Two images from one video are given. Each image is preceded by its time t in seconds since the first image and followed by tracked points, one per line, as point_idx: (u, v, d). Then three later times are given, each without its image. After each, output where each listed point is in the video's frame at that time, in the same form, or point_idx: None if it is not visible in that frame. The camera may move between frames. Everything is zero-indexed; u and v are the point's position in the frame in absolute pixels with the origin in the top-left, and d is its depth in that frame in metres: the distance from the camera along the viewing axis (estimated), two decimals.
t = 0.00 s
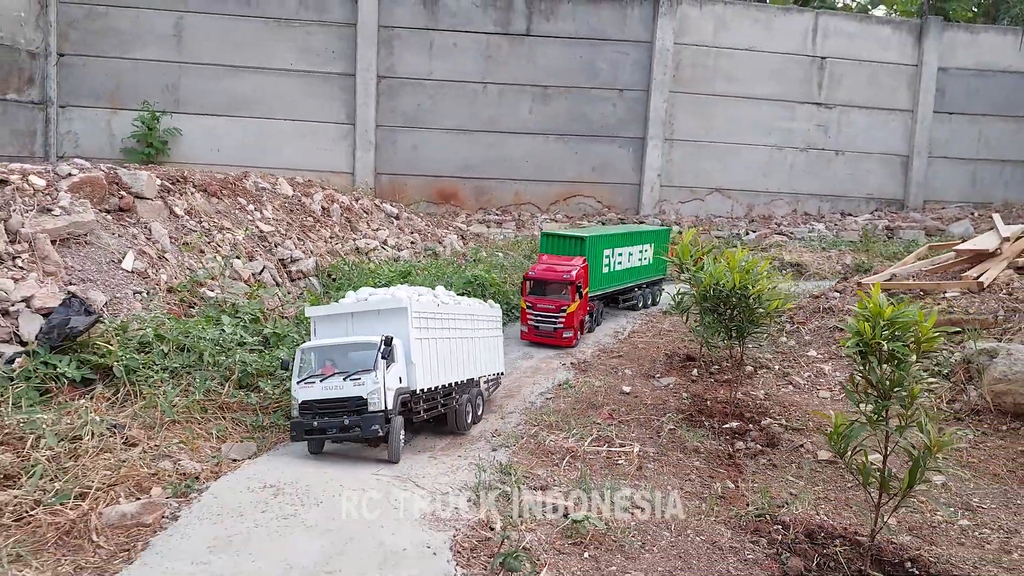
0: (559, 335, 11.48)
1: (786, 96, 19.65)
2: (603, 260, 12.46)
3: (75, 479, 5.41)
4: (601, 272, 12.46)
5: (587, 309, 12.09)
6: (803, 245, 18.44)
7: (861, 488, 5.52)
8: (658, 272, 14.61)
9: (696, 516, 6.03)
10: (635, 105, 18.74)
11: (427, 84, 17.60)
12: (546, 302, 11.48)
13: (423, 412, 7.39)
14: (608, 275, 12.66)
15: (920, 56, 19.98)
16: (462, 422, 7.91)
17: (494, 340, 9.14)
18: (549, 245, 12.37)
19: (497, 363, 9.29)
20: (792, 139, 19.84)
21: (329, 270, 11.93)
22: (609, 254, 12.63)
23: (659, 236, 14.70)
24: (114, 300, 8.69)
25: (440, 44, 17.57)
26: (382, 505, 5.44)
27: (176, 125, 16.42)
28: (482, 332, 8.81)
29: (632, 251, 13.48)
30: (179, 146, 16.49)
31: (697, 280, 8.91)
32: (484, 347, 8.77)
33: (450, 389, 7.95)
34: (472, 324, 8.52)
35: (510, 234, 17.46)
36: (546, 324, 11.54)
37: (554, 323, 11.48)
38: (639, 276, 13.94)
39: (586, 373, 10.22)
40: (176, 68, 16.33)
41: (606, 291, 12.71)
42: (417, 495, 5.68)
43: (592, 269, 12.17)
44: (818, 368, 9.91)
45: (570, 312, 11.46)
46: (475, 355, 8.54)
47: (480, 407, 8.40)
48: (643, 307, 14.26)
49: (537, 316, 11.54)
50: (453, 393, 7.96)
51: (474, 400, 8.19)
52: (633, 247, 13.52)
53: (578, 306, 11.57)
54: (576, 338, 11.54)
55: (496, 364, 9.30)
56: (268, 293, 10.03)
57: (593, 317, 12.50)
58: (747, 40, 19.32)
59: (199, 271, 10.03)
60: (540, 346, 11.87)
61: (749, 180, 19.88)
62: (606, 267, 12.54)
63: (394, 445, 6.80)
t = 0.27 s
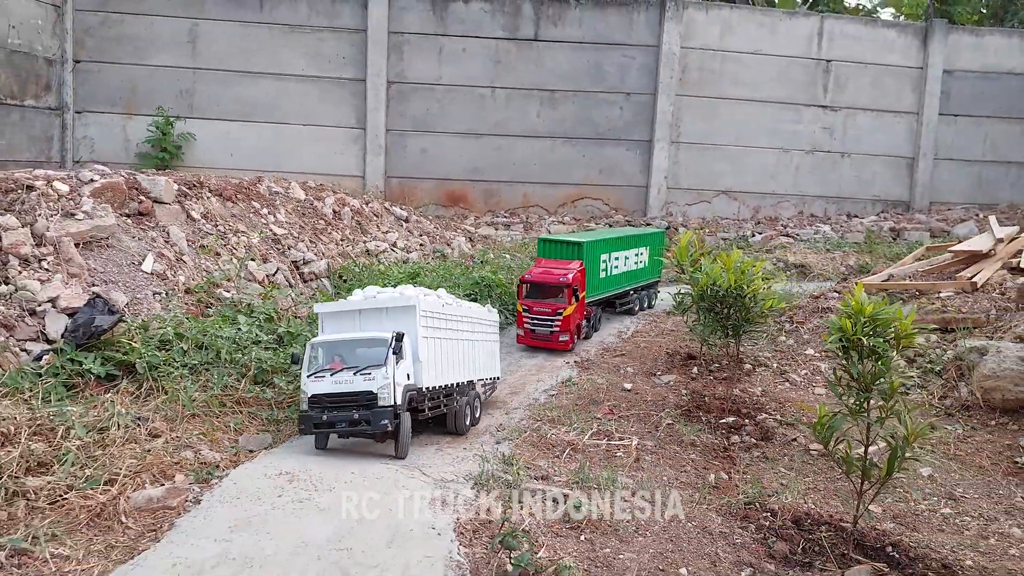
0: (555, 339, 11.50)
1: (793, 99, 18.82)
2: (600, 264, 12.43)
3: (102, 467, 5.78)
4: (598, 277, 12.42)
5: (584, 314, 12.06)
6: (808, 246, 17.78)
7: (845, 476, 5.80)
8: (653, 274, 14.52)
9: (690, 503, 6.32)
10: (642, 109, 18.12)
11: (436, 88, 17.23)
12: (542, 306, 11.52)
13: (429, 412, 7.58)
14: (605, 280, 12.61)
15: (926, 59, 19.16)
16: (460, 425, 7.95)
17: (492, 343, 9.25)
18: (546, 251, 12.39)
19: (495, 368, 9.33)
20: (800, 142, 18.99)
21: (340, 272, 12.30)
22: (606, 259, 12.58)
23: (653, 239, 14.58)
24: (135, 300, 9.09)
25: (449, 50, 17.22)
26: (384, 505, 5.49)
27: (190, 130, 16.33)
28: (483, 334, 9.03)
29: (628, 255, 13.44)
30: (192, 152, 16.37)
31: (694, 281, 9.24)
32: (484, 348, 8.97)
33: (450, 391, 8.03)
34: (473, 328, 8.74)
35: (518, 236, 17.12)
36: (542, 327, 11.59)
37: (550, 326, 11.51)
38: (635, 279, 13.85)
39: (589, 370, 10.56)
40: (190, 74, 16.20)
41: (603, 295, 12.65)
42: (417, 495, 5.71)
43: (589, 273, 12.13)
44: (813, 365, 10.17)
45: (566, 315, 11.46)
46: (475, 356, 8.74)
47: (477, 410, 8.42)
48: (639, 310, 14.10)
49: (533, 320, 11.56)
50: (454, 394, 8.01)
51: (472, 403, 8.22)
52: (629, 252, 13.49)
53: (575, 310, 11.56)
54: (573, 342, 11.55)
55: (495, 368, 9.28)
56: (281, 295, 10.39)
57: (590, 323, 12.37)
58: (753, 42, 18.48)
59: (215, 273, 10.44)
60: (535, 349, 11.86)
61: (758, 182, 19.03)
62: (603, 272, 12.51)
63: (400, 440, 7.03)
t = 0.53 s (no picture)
0: (553, 344, 11.35)
1: (801, 103, 18.71)
2: (599, 269, 12.29)
3: (127, 454, 6.08)
4: (597, 281, 12.28)
5: (583, 318, 11.91)
6: (814, 249, 17.57)
7: (835, 465, 6.05)
8: (648, 277, 14.33)
9: (688, 492, 6.56)
10: (651, 113, 18.14)
11: (446, 93, 17.30)
12: (541, 310, 11.37)
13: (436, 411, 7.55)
14: (604, 284, 12.47)
15: (933, 62, 18.90)
16: (462, 424, 7.98)
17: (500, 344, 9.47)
18: (544, 255, 12.23)
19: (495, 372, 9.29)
20: (808, 145, 18.91)
21: (352, 273, 12.61)
22: (605, 264, 12.45)
23: (649, 241, 14.43)
24: (154, 299, 9.41)
25: (460, 55, 17.24)
26: (384, 506, 5.49)
27: (204, 135, 16.45)
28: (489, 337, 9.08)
29: (628, 259, 13.31)
30: (206, 156, 16.51)
31: (695, 281, 9.48)
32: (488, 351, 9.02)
33: (456, 391, 8.06)
34: (480, 330, 8.80)
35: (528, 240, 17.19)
36: (541, 332, 11.43)
37: (548, 331, 11.36)
38: (633, 283, 13.72)
39: (595, 368, 10.82)
40: (204, 80, 16.34)
41: (602, 300, 12.50)
42: (418, 496, 5.67)
43: (588, 277, 11.98)
44: (814, 363, 10.36)
45: (565, 319, 11.32)
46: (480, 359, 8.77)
47: (479, 411, 8.41)
48: (638, 314, 13.97)
49: (531, 324, 11.42)
50: (458, 393, 8.05)
51: (474, 403, 8.22)
52: (629, 256, 13.35)
53: (574, 314, 11.42)
54: (572, 346, 11.40)
55: (493, 369, 9.25)
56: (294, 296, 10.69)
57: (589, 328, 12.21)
58: (761, 47, 18.44)
59: (231, 273, 10.79)
60: (534, 354, 11.73)
61: (767, 185, 18.95)
62: (602, 276, 12.36)
63: (408, 438, 7.02)
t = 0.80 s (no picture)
0: (552, 349, 11.24)
1: (810, 108, 18.73)
2: (599, 273, 12.20)
3: (150, 445, 6.36)
4: (597, 286, 12.18)
5: (583, 324, 11.79)
6: (821, 252, 17.54)
7: (830, 457, 6.27)
8: (648, 282, 14.18)
9: (690, 485, 6.77)
10: (660, 117, 18.22)
11: (456, 99, 17.48)
12: (540, 315, 11.26)
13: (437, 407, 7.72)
14: (604, 289, 12.38)
15: (941, 67, 18.91)
16: (465, 423, 8.08)
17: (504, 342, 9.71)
18: (544, 259, 12.15)
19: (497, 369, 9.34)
20: (817, 149, 18.90)
21: (364, 275, 12.89)
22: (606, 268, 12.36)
23: (649, 246, 14.39)
24: (173, 300, 9.71)
25: (470, 61, 17.44)
26: (383, 506, 5.51)
27: (217, 140, 16.77)
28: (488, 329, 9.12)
29: (628, 264, 13.23)
30: (219, 161, 16.83)
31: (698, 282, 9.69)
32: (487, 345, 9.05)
33: (458, 387, 8.21)
34: (481, 328, 8.87)
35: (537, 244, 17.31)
36: (540, 337, 11.31)
37: (547, 335, 11.24)
38: (633, 288, 13.55)
39: (601, 368, 11.04)
40: (218, 86, 16.67)
41: (602, 305, 12.36)
42: (417, 496, 5.67)
43: (588, 282, 11.87)
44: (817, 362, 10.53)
45: (563, 324, 11.21)
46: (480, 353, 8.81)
47: (483, 411, 8.49)
48: (638, 320, 13.79)
49: (529, 329, 11.31)
50: (459, 390, 8.19)
51: (477, 403, 8.30)
52: (629, 260, 13.27)
53: (573, 317, 11.32)
54: (571, 351, 11.28)
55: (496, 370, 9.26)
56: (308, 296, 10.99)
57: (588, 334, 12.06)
58: (769, 52, 18.47)
59: (246, 275, 11.10)
60: (532, 359, 11.60)
61: (776, 189, 18.96)
62: (602, 281, 12.27)
63: (408, 428, 7.10)
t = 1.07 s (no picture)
0: (550, 354, 11.25)
1: (816, 112, 18.75)
2: (598, 279, 12.28)
3: (174, 439, 6.69)
4: (596, 292, 12.26)
5: (581, 329, 11.84)
6: (826, 256, 17.64)
7: (824, 452, 6.52)
8: (648, 288, 14.33)
9: (688, 479, 7.05)
10: (666, 122, 18.31)
11: (465, 104, 17.74)
12: (538, 321, 11.26)
13: (439, 407, 7.90)
14: (603, 295, 12.45)
15: (947, 72, 18.88)
16: (468, 421, 8.24)
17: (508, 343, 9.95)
18: (543, 265, 12.21)
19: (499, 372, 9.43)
20: (823, 153, 18.90)
21: (375, 278, 13.22)
22: (605, 274, 12.45)
23: (649, 252, 14.59)
24: (191, 301, 10.06)
25: (478, 66, 17.67)
26: (383, 506, 5.63)
27: (230, 146, 17.17)
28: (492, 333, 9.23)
29: (627, 269, 13.34)
30: (232, 166, 17.23)
31: (700, 284, 9.96)
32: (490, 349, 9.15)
33: (460, 390, 8.32)
34: (486, 331, 8.99)
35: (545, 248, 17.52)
36: (538, 343, 11.30)
37: (545, 341, 11.25)
38: (632, 293, 13.70)
39: (606, 368, 11.34)
40: (231, 92, 17.06)
41: (602, 311, 12.47)
42: (416, 496, 5.79)
43: (586, 288, 11.93)
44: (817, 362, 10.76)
45: (562, 329, 11.22)
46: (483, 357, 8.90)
47: (484, 411, 8.65)
48: (637, 325, 13.91)
49: (527, 335, 11.29)
50: (462, 392, 8.32)
51: (479, 402, 8.48)
52: (628, 266, 13.38)
53: (571, 323, 11.36)
54: (569, 357, 11.32)
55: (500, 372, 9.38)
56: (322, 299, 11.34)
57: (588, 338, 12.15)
58: (776, 57, 18.50)
59: (261, 277, 11.46)
60: (530, 365, 11.61)
61: (781, 193, 19.00)
62: (601, 286, 12.35)
63: (410, 430, 7.18)
